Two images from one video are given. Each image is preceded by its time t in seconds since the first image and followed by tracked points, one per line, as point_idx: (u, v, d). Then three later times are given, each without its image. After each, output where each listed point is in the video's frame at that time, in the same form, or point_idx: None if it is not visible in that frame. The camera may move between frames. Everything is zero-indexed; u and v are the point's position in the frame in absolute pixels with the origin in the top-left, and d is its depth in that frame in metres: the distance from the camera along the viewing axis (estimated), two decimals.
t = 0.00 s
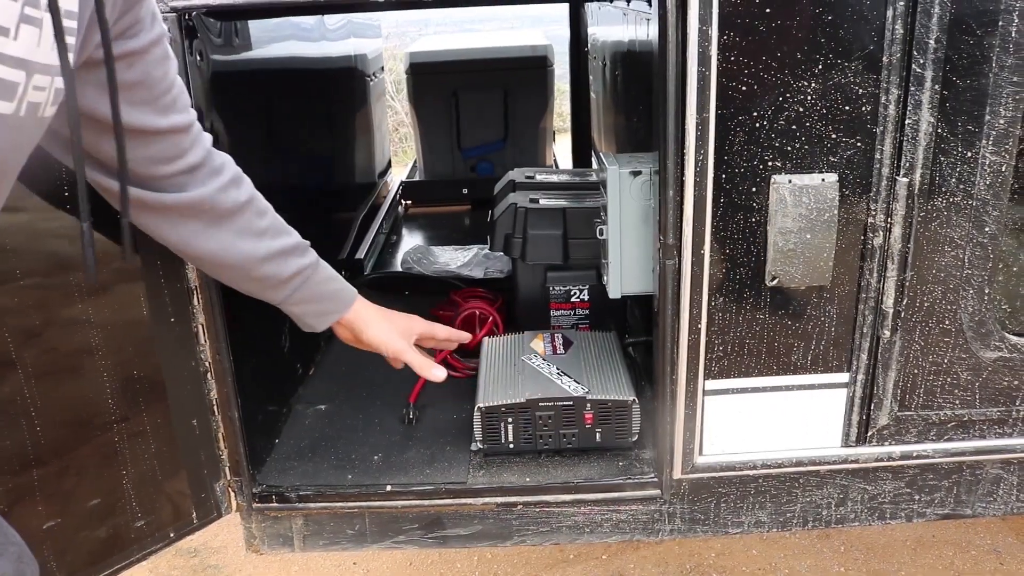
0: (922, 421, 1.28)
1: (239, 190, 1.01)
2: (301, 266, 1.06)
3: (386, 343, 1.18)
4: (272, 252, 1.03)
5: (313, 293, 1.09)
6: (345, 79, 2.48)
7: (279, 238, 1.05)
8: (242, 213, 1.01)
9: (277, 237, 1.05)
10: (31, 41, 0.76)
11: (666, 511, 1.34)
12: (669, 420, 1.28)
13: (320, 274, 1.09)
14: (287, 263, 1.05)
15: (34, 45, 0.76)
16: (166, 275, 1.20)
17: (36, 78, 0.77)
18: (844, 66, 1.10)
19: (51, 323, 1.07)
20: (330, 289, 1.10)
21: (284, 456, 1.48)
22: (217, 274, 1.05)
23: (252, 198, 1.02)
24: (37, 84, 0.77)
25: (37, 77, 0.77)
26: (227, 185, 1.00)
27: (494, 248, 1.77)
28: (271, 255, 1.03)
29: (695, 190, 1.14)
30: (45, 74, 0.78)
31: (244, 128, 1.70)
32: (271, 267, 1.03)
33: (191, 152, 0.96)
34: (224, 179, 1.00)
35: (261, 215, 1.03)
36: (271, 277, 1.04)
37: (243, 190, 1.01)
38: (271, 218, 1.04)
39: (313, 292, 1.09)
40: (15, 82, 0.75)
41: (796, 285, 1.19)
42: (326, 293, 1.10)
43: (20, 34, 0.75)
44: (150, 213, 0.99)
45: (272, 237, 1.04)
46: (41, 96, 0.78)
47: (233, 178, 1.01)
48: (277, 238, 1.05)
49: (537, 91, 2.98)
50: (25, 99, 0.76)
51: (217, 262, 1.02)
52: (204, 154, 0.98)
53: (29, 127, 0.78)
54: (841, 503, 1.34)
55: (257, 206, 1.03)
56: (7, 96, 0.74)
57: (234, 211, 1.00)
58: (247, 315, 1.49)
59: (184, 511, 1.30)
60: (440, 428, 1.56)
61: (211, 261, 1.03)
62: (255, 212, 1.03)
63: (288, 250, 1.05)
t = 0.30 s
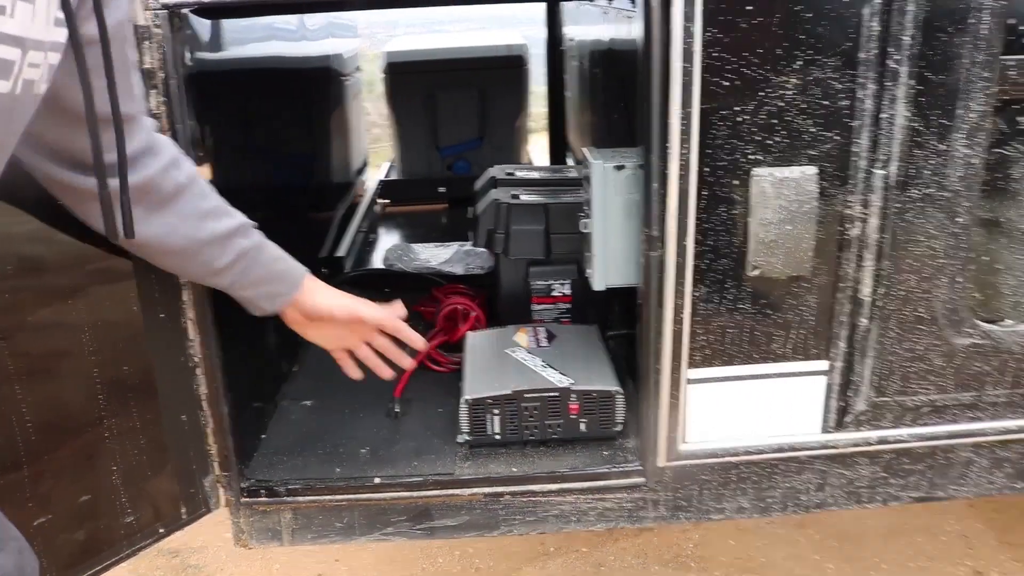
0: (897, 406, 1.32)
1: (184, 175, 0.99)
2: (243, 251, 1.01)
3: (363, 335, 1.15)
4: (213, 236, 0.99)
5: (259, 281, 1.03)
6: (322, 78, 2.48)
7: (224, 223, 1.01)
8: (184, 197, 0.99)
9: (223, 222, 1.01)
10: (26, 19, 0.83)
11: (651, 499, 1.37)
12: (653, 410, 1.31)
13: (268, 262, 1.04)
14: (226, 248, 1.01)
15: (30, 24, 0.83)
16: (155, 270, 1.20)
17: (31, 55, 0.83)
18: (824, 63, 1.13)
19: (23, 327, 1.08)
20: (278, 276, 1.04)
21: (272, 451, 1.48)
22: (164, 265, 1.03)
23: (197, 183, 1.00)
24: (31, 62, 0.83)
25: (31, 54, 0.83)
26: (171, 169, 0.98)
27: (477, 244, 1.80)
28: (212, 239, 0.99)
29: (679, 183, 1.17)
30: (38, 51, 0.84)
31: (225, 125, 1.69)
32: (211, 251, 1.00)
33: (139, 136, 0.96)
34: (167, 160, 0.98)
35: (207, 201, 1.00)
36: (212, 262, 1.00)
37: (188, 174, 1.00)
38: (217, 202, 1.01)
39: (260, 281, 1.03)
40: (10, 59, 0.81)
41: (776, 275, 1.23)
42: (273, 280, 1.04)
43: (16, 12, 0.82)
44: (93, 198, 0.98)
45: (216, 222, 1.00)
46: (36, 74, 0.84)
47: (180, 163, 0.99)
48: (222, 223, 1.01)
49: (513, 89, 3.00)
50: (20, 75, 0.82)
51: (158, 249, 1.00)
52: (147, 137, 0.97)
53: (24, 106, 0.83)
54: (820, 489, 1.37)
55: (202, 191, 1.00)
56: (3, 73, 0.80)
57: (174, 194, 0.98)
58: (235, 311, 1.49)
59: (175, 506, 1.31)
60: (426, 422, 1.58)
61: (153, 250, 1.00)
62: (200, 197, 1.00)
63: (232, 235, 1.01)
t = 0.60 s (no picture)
0: (881, 394, 1.36)
1: (175, 151, 1.08)
2: (239, 215, 1.12)
3: (354, 266, 1.31)
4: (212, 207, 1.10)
5: (255, 239, 1.15)
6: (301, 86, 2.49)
7: (217, 192, 1.11)
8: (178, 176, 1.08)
9: (217, 190, 1.11)
10: (23, 12, 0.91)
11: (645, 491, 1.40)
12: (646, 403, 1.34)
13: (260, 219, 1.15)
14: (222, 214, 1.11)
15: (25, 15, 0.91)
16: (155, 278, 1.21)
17: (32, 48, 0.91)
18: (802, 63, 1.17)
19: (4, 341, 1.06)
20: (271, 231, 1.17)
21: (270, 455, 1.49)
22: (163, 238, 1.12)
23: (187, 158, 1.09)
24: (33, 54, 0.91)
25: (32, 47, 0.91)
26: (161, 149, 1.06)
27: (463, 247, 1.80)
28: (209, 210, 1.10)
29: (667, 182, 1.20)
30: (38, 43, 0.92)
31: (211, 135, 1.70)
32: (210, 221, 1.10)
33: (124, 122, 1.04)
34: (154, 139, 1.06)
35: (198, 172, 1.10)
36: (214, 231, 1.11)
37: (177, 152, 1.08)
38: (205, 170, 1.10)
39: (256, 238, 1.15)
40: (14, 52, 0.90)
41: (762, 268, 1.26)
42: (267, 235, 1.16)
43: (13, 4, 0.90)
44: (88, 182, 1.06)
45: (211, 193, 1.11)
46: (39, 66, 0.92)
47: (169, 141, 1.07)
48: (216, 191, 1.11)
49: (490, 93, 3.03)
50: (23, 69, 0.90)
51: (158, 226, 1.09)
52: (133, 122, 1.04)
53: (30, 95, 0.91)
54: (808, 476, 1.42)
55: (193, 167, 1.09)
56: (7, 66, 0.89)
57: (169, 174, 1.07)
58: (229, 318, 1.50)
59: (179, 512, 1.32)
60: (421, 421, 1.60)
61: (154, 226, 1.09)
62: (191, 171, 1.09)
63: (226, 202, 1.12)
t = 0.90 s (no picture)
0: (878, 392, 1.40)
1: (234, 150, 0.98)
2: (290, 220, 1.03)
3: (371, 255, 1.19)
4: (267, 211, 1.01)
5: (302, 244, 1.06)
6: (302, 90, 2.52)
7: (270, 194, 1.01)
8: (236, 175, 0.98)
9: (269, 192, 1.02)
10: None
11: (649, 487, 1.43)
12: (651, 401, 1.38)
13: (308, 224, 1.07)
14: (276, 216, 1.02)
15: None
16: (172, 278, 1.24)
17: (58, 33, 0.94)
18: (804, 70, 1.21)
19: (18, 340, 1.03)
20: (317, 237, 1.08)
21: (279, 453, 1.52)
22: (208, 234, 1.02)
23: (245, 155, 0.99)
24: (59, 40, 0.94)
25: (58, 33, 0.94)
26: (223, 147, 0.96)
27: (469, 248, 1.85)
28: (264, 213, 1.00)
29: (672, 185, 1.24)
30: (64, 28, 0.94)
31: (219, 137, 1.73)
32: (263, 224, 1.01)
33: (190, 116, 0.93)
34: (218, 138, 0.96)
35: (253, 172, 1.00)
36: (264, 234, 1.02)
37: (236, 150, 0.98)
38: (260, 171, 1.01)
39: (302, 243, 1.06)
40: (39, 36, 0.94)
41: (764, 269, 1.29)
42: (313, 241, 1.08)
43: None
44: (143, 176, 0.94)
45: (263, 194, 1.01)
46: (67, 60, 0.77)
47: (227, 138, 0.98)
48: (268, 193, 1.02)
49: (488, 98, 3.06)
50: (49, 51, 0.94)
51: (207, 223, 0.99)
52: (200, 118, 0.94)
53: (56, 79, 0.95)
54: (807, 472, 1.45)
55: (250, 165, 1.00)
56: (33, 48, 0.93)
57: (228, 171, 0.97)
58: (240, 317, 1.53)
59: (192, 508, 1.34)
60: (427, 420, 1.63)
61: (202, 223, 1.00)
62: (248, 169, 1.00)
63: (279, 205, 1.03)
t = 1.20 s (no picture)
0: (878, 397, 1.42)
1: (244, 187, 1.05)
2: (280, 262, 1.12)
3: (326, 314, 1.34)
4: (262, 249, 1.09)
5: (284, 285, 1.15)
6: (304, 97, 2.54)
7: (266, 235, 1.10)
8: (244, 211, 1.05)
9: (266, 234, 1.10)
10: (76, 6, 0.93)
11: (652, 491, 1.44)
12: (654, 406, 1.39)
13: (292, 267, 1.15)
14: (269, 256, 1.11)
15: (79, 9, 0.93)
16: (181, 283, 1.25)
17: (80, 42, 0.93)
18: (806, 80, 1.23)
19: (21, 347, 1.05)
20: (297, 281, 1.17)
21: (284, 457, 1.53)
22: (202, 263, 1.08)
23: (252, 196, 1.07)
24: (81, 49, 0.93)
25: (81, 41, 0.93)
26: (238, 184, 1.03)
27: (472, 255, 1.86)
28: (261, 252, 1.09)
29: (676, 193, 1.26)
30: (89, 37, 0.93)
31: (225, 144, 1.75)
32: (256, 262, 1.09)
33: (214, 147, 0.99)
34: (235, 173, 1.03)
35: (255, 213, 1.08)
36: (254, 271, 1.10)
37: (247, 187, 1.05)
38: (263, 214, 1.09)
39: (284, 285, 1.15)
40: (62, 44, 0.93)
41: (766, 276, 1.31)
42: (293, 283, 1.16)
43: None
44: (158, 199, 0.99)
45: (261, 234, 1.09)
46: (86, 75, 0.76)
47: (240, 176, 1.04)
48: (265, 234, 1.10)
49: (487, 106, 3.09)
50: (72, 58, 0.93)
51: (206, 254, 1.06)
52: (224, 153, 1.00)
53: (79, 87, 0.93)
54: (808, 476, 1.47)
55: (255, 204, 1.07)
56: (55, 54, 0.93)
57: (238, 209, 1.04)
58: (246, 323, 1.54)
59: (198, 512, 1.35)
60: (430, 425, 1.64)
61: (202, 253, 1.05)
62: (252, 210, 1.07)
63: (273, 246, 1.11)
